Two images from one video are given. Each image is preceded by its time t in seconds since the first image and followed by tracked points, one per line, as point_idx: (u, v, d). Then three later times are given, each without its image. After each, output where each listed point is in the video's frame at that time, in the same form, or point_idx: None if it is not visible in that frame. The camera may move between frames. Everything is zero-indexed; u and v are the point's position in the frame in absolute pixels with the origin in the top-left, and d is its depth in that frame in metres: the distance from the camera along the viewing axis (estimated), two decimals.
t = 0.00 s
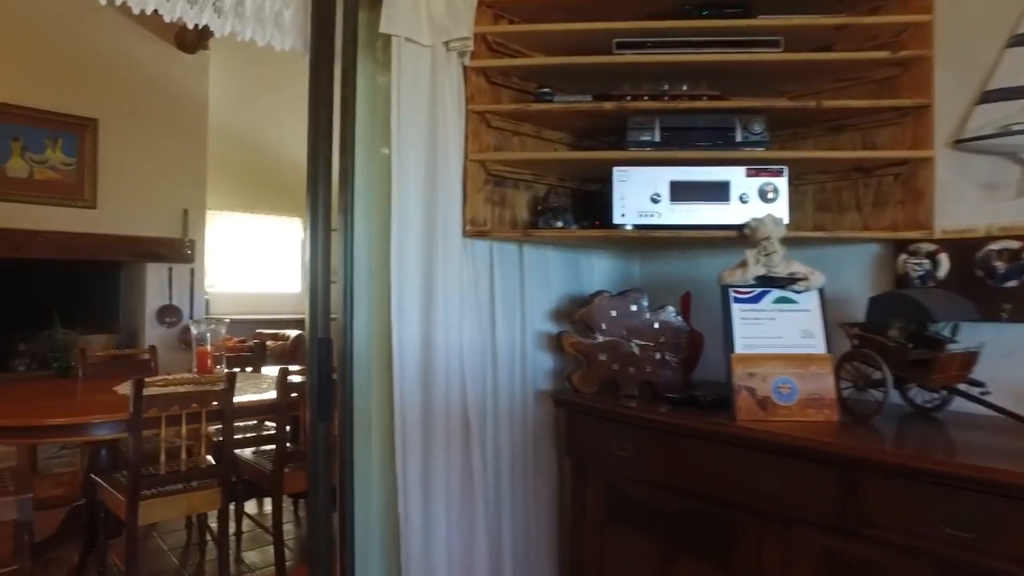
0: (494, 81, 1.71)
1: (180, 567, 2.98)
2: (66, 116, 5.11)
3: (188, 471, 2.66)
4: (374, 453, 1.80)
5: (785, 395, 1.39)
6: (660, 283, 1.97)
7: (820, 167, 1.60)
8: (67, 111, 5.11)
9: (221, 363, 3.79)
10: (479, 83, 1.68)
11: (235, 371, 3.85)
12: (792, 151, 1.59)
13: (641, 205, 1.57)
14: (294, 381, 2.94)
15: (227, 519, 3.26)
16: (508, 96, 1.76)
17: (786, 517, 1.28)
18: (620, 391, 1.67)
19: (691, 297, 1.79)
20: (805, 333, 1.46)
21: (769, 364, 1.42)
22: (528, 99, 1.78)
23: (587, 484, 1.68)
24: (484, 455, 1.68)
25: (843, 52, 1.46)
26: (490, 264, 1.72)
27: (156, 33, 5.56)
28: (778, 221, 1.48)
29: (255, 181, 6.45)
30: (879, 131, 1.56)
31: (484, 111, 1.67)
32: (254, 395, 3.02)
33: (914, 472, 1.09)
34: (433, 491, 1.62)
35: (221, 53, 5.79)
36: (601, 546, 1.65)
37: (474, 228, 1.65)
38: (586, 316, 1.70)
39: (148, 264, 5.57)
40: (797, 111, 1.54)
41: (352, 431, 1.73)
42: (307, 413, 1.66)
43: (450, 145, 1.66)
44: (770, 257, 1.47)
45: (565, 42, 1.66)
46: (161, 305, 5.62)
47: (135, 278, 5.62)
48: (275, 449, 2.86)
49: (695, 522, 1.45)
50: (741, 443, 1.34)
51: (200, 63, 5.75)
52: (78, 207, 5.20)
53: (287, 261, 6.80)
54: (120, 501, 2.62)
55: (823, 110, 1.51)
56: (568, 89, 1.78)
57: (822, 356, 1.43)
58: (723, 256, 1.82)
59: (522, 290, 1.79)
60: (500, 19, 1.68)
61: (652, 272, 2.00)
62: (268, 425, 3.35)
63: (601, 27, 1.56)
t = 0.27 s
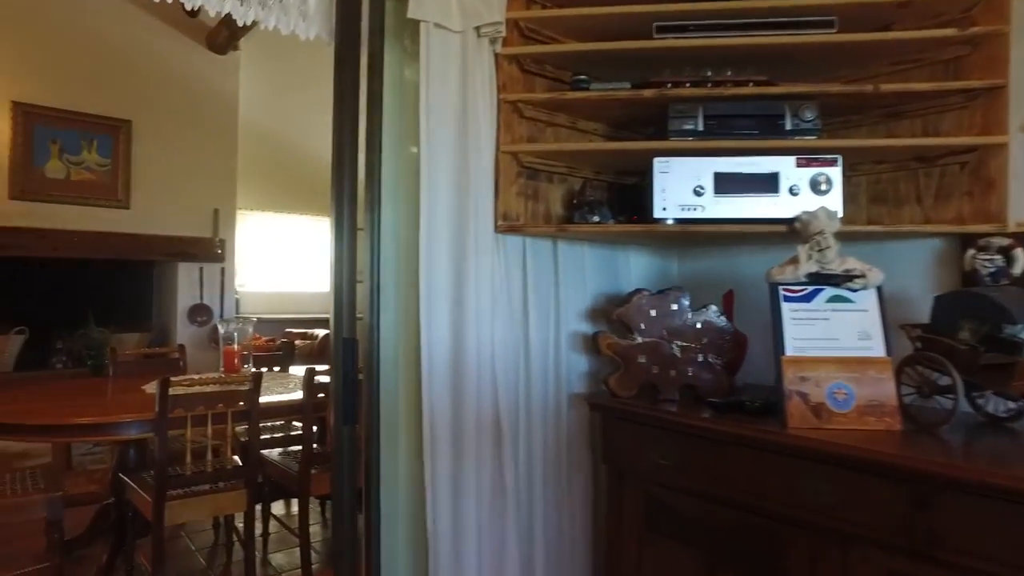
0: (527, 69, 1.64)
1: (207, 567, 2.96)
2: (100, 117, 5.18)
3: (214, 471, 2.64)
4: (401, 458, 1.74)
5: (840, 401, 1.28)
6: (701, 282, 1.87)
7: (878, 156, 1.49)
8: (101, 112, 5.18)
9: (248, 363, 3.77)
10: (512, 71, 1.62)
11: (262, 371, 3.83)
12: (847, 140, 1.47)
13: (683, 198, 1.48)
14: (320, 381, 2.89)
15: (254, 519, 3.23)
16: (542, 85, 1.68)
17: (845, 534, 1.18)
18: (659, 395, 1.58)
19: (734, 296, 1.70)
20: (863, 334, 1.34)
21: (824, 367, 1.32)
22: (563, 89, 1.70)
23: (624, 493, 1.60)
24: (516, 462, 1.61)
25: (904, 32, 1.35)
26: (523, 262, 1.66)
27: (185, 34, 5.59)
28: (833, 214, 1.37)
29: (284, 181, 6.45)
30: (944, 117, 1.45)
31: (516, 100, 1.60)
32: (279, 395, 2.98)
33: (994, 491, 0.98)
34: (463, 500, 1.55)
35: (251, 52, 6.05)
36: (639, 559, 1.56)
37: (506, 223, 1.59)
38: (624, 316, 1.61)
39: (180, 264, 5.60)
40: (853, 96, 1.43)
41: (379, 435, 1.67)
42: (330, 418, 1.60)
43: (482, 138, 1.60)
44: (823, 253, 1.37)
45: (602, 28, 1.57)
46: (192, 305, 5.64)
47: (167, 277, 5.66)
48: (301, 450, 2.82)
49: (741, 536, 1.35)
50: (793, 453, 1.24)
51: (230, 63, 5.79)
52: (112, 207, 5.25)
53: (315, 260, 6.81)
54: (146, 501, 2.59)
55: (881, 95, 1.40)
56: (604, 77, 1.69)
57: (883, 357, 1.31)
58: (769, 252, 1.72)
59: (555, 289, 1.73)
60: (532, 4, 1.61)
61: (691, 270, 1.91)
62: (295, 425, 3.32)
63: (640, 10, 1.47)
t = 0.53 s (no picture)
0: (562, 55, 1.56)
1: (237, 568, 2.93)
2: (137, 120, 5.27)
3: (240, 472, 2.59)
4: (431, 465, 1.67)
5: (907, 410, 1.18)
6: (747, 279, 1.80)
7: (947, 141, 1.37)
8: (134, 115, 5.26)
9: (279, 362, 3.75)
10: (546, 58, 1.55)
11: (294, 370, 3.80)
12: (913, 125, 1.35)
13: (730, 189, 1.38)
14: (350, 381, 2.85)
15: (284, 520, 3.20)
16: (578, 71, 1.60)
17: (915, 558, 1.07)
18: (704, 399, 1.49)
19: (783, 294, 1.61)
20: (932, 337, 1.22)
21: (888, 372, 1.21)
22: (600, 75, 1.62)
23: (666, 503, 1.50)
24: (551, 470, 1.53)
25: (978, 4, 1.23)
26: (559, 260, 1.60)
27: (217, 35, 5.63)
28: (897, 207, 1.26)
29: (315, 181, 6.43)
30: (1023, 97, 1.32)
31: (551, 89, 1.53)
32: (309, 396, 2.94)
33: None
34: (496, 510, 1.47)
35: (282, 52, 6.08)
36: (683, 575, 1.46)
37: (541, 218, 1.51)
38: (665, 316, 1.51)
39: (214, 264, 5.62)
40: (919, 77, 1.32)
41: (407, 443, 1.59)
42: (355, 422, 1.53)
43: (516, 128, 1.53)
44: (886, 248, 1.25)
45: (641, 9, 1.48)
46: (226, 305, 5.66)
47: (202, 276, 5.69)
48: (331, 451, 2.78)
49: (795, 556, 1.24)
50: (855, 467, 1.13)
51: (263, 65, 5.81)
52: (148, 207, 5.32)
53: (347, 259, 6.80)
54: (176, 501, 2.57)
55: (951, 74, 1.28)
56: (645, 62, 1.60)
57: (956, 361, 1.20)
58: (821, 247, 1.62)
59: (592, 287, 1.66)
60: None
61: (735, 268, 1.84)
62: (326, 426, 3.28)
63: None
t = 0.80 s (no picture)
0: (604, 41, 1.48)
1: (272, 570, 2.90)
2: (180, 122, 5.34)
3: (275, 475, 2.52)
4: (465, 474, 1.59)
5: (995, 424, 1.06)
6: (802, 278, 1.70)
7: None
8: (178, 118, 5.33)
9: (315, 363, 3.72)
10: (586, 44, 1.47)
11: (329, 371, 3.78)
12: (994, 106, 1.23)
13: (786, 180, 1.27)
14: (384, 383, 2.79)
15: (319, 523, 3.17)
16: (622, 58, 1.52)
17: None
18: (756, 407, 1.40)
19: (842, 292, 1.49)
20: (1021, 342, 1.10)
21: (968, 379, 1.09)
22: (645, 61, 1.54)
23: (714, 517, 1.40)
24: (592, 480, 1.45)
25: None
26: (600, 259, 1.52)
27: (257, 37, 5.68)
28: (978, 196, 1.13)
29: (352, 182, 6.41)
30: None
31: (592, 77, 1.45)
32: (343, 397, 2.90)
33: None
34: (534, 524, 1.40)
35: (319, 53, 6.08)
36: None
37: (582, 213, 1.45)
38: (715, 317, 1.42)
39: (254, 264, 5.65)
40: (1000, 53, 1.20)
41: (439, 451, 1.52)
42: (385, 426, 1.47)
43: (555, 118, 1.45)
44: (965, 242, 1.14)
45: None
46: (264, 305, 5.69)
47: (241, 276, 5.73)
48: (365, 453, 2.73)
49: None
50: (931, 485, 1.02)
51: (302, 66, 5.84)
52: (189, 208, 5.37)
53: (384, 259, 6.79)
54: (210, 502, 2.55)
55: None
56: (693, 47, 1.51)
57: None
58: (885, 242, 1.50)
59: (636, 285, 1.58)
60: None
61: (788, 266, 1.74)
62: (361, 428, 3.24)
63: None
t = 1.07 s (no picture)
0: (650, 30, 1.40)
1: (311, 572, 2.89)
2: (226, 126, 5.42)
3: (313, 478, 2.50)
4: (503, 486, 1.52)
5: None
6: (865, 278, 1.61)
7: None
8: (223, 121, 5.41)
9: (354, 364, 3.72)
10: (631, 33, 1.39)
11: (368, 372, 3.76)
12: None
13: (850, 173, 1.17)
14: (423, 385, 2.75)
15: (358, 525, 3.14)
16: (667, 47, 1.43)
17: None
18: (814, 419, 1.30)
19: (909, 296, 1.37)
20: None
21: None
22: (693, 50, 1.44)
23: (769, 534, 1.31)
24: (637, 489, 1.41)
25: None
26: (647, 260, 1.46)
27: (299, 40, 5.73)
28: None
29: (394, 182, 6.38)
30: None
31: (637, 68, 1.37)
32: (382, 399, 2.87)
33: None
34: (576, 534, 1.38)
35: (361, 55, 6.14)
36: None
37: (627, 211, 1.38)
38: (769, 321, 1.32)
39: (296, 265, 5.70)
40: None
41: (477, 459, 1.47)
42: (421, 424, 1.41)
43: (598, 114, 1.41)
44: None
45: None
46: (306, 305, 5.73)
47: (284, 277, 5.78)
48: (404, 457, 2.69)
49: None
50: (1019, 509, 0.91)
51: (343, 68, 5.87)
52: (233, 210, 5.44)
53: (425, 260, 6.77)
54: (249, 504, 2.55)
55: None
56: (747, 34, 1.42)
57: None
58: (960, 241, 1.38)
59: (684, 287, 1.51)
60: None
61: (847, 267, 1.65)
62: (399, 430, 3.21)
63: None
